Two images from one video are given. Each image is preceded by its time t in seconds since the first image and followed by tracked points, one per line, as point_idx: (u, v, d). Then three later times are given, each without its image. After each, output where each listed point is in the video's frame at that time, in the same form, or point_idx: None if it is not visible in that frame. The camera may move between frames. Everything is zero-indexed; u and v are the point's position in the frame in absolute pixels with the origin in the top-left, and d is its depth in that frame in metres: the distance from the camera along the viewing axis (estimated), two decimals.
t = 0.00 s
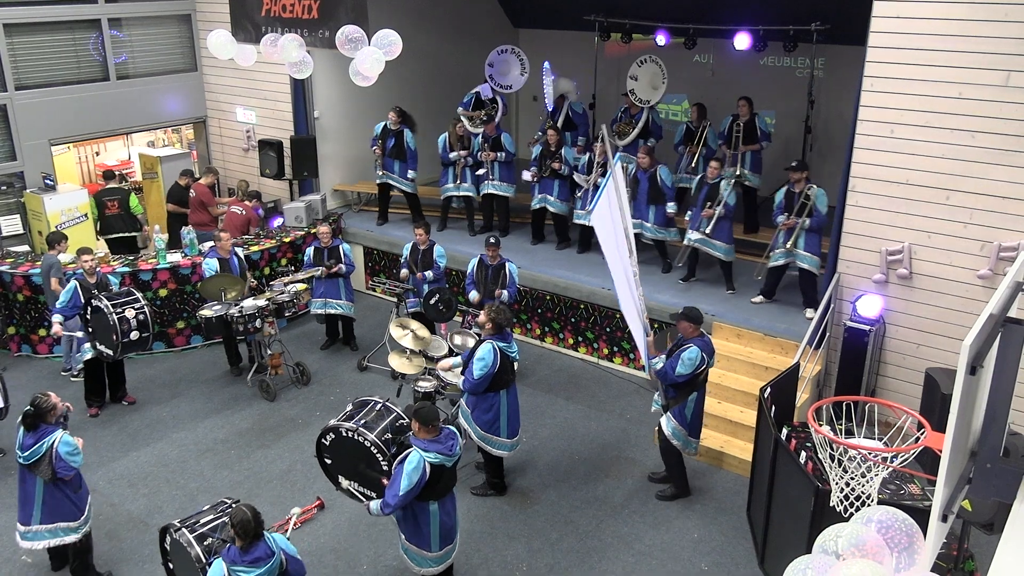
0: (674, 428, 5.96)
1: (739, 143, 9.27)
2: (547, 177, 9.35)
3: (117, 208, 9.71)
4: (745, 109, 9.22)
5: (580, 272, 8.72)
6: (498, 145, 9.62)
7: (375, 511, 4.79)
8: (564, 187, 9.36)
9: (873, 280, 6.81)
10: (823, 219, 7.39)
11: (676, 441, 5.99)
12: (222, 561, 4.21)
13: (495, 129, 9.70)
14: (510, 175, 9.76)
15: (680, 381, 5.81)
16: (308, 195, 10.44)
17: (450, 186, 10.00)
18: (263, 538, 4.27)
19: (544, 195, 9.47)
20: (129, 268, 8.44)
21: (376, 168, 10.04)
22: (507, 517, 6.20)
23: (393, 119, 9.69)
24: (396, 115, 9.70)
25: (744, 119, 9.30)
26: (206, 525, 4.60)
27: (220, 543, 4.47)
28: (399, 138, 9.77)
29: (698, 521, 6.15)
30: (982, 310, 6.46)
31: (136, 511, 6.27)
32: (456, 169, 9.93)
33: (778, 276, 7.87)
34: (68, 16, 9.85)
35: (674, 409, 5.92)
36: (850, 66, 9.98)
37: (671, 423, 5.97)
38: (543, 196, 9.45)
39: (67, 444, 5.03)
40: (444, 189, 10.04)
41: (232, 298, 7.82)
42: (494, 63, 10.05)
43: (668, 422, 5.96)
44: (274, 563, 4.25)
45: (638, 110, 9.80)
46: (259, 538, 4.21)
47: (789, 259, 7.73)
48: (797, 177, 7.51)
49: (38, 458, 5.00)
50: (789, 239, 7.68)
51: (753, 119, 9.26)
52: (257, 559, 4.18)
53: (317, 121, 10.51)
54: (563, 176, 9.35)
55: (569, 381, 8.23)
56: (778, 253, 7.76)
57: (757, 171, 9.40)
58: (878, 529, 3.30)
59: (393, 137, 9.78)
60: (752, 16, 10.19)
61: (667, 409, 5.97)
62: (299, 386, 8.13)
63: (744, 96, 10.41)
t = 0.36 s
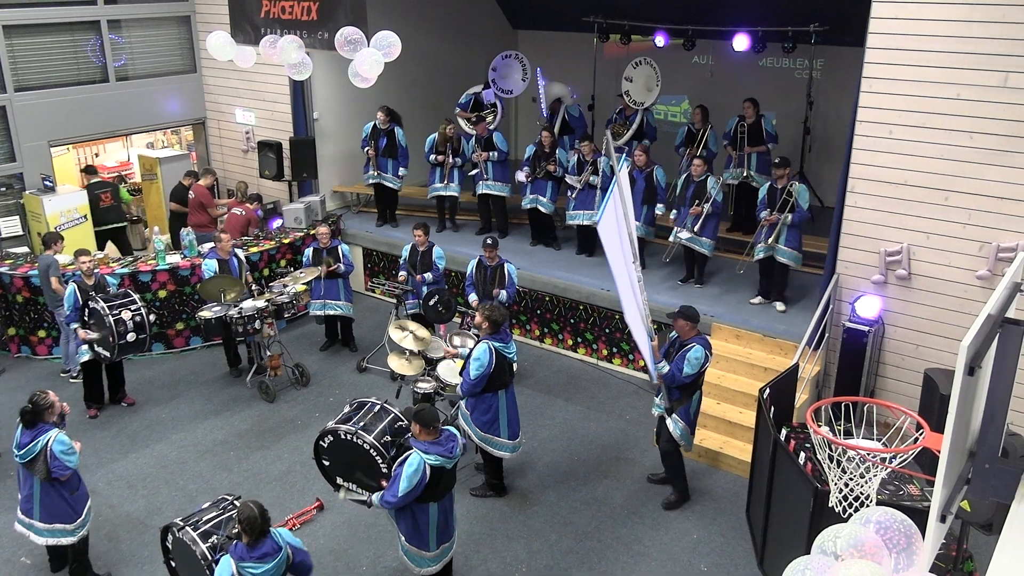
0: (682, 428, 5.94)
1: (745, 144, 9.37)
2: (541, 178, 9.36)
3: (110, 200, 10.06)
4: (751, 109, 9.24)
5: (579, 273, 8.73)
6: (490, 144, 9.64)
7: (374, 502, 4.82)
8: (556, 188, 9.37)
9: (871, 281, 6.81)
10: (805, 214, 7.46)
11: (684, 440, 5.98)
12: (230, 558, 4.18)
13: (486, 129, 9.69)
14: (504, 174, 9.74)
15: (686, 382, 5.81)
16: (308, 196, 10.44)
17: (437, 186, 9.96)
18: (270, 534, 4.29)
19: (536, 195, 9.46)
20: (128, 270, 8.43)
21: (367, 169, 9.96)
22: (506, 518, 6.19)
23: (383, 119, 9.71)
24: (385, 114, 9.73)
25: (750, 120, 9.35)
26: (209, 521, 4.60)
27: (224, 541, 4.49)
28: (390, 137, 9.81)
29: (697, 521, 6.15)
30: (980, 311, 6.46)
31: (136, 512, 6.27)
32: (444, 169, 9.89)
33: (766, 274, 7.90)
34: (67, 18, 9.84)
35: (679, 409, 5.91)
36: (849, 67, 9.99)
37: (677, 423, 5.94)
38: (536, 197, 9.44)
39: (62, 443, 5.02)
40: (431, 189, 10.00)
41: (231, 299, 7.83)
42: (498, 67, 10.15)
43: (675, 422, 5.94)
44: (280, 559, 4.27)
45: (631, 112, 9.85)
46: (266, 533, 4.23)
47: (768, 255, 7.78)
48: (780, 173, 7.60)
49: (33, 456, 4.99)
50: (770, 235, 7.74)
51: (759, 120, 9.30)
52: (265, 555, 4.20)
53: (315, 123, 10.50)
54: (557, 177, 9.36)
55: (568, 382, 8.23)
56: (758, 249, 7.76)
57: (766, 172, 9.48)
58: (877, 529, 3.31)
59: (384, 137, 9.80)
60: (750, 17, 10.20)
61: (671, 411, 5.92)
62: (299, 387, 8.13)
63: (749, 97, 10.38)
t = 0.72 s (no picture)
0: (685, 438, 5.95)
1: (740, 145, 9.34)
2: (545, 178, 9.35)
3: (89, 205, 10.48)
4: (748, 111, 9.23)
5: (579, 274, 8.73)
6: (491, 145, 9.62)
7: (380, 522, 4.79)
8: (561, 187, 9.37)
9: (871, 283, 6.81)
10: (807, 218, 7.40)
11: (687, 451, 5.97)
12: (243, 552, 4.18)
13: (487, 130, 9.67)
14: (504, 176, 9.73)
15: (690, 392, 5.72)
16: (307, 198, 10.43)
17: (440, 186, 9.98)
18: (282, 526, 4.30)
19: (543, 197, 9.46)
20: (128, 272, 8.43)
21: (374, 172, 10.02)
22: (505, 520, 6.19)
23: (385, 120, 9.67)
24: (386, 115, 9.67)
25: (746, 122, 9.33)
26: (215, 520, 4.59)
27: (236, 538, 4.48)
28: (393, 138, 9.81)
29: (696, 522, 6.16)
30: (979, 313, 6.46)
31: (135, 514, 6.26)
32: (447, 169, 9.90)
33: (767, 276, 7.88)
34: (67, 19, 9.84)
35: (681, 420, 5.91)
36: (848, 69, 10.00)
37: (680, 434, 5.94)
38: (542, 197, 9.45)
39: (62, 444, 5.01)
40: (434, 189, 10.01)
41: (230, 301, 7.83)
42: (496, 69, 10.11)
43: (679, 433, 5.94)
44: (294, 550, 4.30)
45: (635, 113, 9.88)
46: (278, 526, 4.22)
47: (772, 257, 7.78)
48: (782, 176, 7.49)
49: (34, 459, 4.99)
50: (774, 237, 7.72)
51: (755, 122, 9.27)
52: (279, 547, 4.21)
53: (314, 124, 10.50)
54: (559, 175, 9.36)
55: (567, 384, 8.22)
56: (763, 252, 7.77)
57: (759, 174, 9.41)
58: (877, 531, 3.31)
59: (387, 138, 9.80)
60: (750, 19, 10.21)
61: (673, 423, 5.90)
62: (298, 389, 8.12)
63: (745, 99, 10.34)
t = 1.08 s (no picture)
0: (684, 437, 5.89)
1: (727, 145, 9.37)
2: (554, 179, 9.31)
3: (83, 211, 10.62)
4: (738, 109, 9.31)
5: (579, 274, 8.73)
6: (499, 148, 9.61)
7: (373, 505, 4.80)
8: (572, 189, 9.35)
9: (871, 284, 6.81)
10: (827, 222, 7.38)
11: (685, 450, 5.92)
12: (247, 548, 4.20)
13: (497, 133, 9.65)
14: (511, 179, 9.76)
15: (690, 391, 5.75)
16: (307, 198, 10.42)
17: (455, 189, 9.92)
18: (286, 523, 4.29)
19: (554, 199, 9.47)
20: (128, 272, 8.42)
21: (385, 172, 10.04)
22: (505, 521, 6.19)
23: (398, 122, 9.57)
24: (400, 117, 9.58)
25: (734, 121, 9.38)
26: (218, 521, 4.59)
27: (240, 537, 4.47)
28: (405, 139, 9.74)
29: (696, 523, 6.15)
30: (980, 314, 6.46)
31: (135, 514, 6.26)
32: (460, 171, 9.86)
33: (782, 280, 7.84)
34: (67, 19, 9.84)
35: (680, 418, 5.87)
36: (848, 70, 10.00)
37: (680, 432, 5.89)
38: (553, 200, 9.45)
39: (64, 448, 5.01)
40: (448, 193, 9.97)
41: (230, 301, 7.82)
42: (496, 69, 10.10)
43: (678, 433, 5.89)
44: (298, 546, 4.28)
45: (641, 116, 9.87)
46: (282, 523, 4.21)
47: (790, 262, 7.72)
48: (800, 179, 7.48)
49: (35, 461, 4.99)
50: (792, 241, 7.67)
51: (743, 121, 9.31)
52: (283, 544, 4.20)
53: (315, 125, 10.50)
54: (569, 178, 9.31)
55: (567, 385, 8.22)
56: (780, 255, 7.70)
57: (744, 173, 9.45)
58: (877, 533, 3.31)
59: (399, 139, 9.73)
60: (750, 19, 10.21)
61: (673, 422, 5.87)
62: (298, 389, 8.12)
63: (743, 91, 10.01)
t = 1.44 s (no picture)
0: (690, 438, 5.87)
1: (728, 143, 9.32)
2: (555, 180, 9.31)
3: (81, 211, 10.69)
4: (735, 109, 9.26)
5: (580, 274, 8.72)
6: (502, 149, 9.60)
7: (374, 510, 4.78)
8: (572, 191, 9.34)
9: (873, 284, 6.80)
10: (831, 222, 7.35)
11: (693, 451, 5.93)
12: (240, 553, 4.16)
13: (499, 133, 9.66)
14: (514, 179, 9.74)
15: (694, 391, 5.76)
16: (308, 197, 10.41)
17: (452, 190, 9.93)
18: (279, 528, 4.30)
19: (553, 199, 9.43)
20: (128, 270, 8.42)
21: (385, 170, 10.04)
22: (505, 520, 6.18)
23: (403, 122, 9.59)
24: (404, 116, 9.58)
25: (733, 120, 9.35)
26: (213, 522, 4.58)
27: (233, 538, 4.47)
28: (408, 139, 9.78)
29: (697, 523, 6.15)
30: (981, 314, 6.45)
31: (135, 512, 6.26)
32: (459, 171, 9.88)
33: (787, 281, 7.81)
34: (68, 17, 9.83)
35: (685, 420, 5.85)
36: (849, 70, 10.00)
37: (685, 433, 5.87)
38: (553, 200, 9.41)
39: (63, 446, 4.99)
40: (446, 192, 9.97)
41: (231, 300, 7.82)
42: (497, 69, 10.07)
43: (683, 433, 5.86)
44: (290, 551, 4.29)
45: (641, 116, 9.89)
46: (275, 527, 4.22)
47: (792, 261, 7.70)
48: (806, 179, 7.44)
49: (35, 460, 4.98)
50: (794, 241, 7.66)
51: (742, 120, 9.30)
52: (275, 548, 4.21)
53: (316, 124, 10.50)
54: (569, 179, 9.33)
55: (568, 384, 8.22)
56: (781, 254, 7.70)
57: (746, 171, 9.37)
58: (878, 533, 3.31)
59: (402, 138, 9.79)
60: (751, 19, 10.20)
61: (676, 423, 5.84)
62: (298, 388, 8.12)
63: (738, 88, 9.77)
